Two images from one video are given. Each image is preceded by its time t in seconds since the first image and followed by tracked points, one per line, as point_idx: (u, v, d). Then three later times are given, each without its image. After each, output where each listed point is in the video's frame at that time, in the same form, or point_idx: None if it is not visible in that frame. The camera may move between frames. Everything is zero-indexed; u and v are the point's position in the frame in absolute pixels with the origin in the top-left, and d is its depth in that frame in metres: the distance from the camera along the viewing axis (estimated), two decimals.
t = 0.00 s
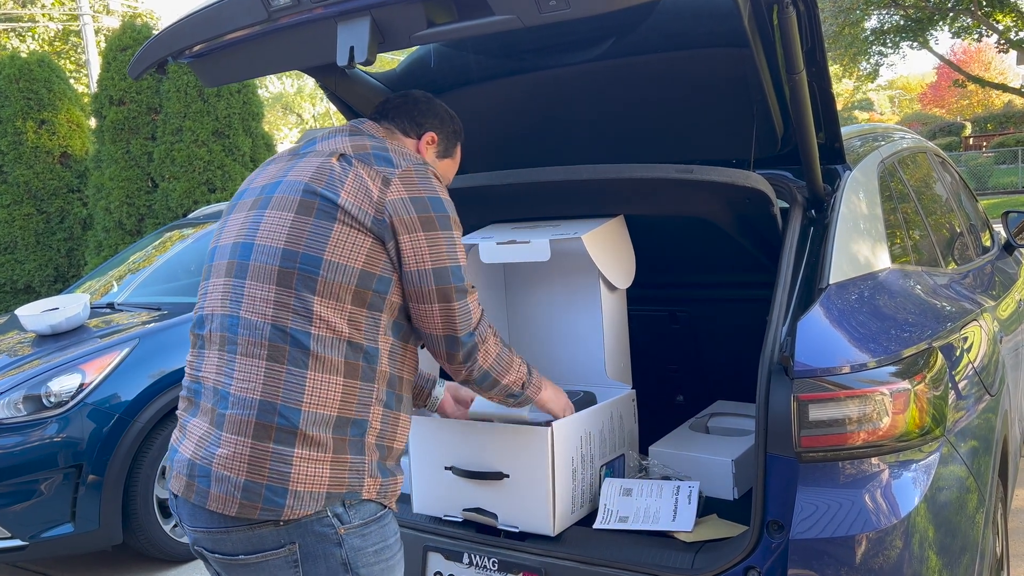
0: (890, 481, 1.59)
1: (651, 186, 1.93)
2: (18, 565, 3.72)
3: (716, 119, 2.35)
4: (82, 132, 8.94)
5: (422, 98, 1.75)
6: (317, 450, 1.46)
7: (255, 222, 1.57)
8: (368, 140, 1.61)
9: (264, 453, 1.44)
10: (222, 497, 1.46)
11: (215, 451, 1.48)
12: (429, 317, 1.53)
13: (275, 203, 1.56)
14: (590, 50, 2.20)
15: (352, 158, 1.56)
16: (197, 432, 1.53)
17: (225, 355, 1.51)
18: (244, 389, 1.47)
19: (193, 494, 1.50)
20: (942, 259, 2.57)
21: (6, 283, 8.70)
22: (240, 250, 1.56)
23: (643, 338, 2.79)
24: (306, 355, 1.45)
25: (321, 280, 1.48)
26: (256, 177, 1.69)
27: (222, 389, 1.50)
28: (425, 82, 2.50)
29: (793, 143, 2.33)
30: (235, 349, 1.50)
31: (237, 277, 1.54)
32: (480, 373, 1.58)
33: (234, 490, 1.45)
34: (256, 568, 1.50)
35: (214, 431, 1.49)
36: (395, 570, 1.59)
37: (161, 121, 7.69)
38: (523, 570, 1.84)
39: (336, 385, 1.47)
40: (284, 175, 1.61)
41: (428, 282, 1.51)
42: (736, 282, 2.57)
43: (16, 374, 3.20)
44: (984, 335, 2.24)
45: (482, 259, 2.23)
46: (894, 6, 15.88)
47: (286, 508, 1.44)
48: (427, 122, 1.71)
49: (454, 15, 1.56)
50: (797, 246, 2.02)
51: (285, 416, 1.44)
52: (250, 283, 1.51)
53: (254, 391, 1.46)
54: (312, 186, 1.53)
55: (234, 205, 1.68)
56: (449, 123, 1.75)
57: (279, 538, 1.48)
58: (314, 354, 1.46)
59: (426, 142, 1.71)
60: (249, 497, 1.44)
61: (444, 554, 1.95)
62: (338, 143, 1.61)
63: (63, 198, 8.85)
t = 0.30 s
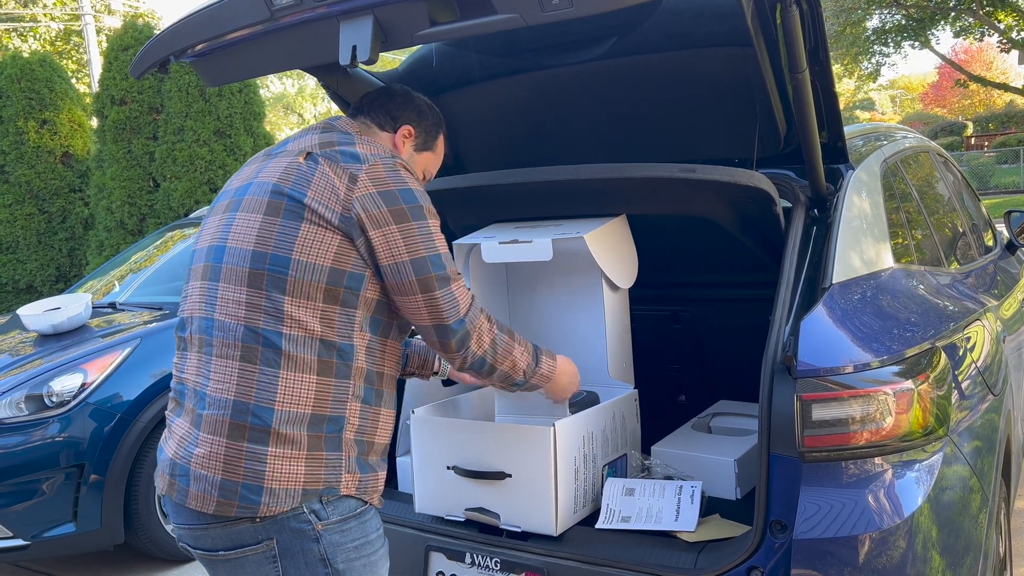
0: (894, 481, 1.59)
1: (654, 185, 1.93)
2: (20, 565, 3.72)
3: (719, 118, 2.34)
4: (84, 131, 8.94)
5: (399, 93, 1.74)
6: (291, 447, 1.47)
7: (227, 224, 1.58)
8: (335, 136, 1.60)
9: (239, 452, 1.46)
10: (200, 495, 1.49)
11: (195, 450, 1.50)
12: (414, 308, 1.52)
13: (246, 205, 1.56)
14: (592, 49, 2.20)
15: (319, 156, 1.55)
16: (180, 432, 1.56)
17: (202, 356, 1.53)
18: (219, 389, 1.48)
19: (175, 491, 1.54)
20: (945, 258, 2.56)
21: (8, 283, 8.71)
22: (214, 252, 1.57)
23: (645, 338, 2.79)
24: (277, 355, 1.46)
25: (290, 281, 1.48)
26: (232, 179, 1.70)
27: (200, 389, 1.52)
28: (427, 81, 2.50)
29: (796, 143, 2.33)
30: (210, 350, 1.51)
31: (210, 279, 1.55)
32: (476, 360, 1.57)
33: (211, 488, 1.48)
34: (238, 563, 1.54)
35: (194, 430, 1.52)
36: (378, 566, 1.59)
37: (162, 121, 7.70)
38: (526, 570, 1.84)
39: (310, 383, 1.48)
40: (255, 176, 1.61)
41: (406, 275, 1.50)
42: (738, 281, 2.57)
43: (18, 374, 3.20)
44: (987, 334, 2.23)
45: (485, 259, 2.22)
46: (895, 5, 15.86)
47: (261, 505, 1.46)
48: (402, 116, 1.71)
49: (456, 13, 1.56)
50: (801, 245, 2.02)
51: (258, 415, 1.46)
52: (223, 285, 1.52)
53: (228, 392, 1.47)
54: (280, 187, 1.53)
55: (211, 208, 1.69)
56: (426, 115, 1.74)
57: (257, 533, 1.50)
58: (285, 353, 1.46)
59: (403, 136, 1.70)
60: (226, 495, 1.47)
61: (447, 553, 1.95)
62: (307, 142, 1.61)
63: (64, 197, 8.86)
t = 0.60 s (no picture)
0: (897, 482, 1.59)
1: (657, 185, 1.93)
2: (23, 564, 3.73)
3: (722, 118, 2.34)
4: (86, 131, 8.95)
5: (379, 87, 1.63)
6: (253, 450, 1.48)
7: (191, 231, 1.58)
8: (292, 139, 1.55)
9: (203, 454, 1.49)
10: (171, 494, 1.53)
11: (167, 451, 1.54)
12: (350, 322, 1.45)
13: (206, 213, 1.56)
14: (596, 49, 2.20)
15: (270, 162, 1.50)
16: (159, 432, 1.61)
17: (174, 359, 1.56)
18: (185, 394, 1.51)
19: (153, 489, 1.59)
20: (948, 258, 2.56)
21: (10, 283, 8.72)
22: (181, 259, 1.58)
23: (647, 338, 2.79)
24: (236, 362, 1.48)
25: (241, 290, 1.47)
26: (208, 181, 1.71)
27: (172, 392, 1.56)
28: (430, 82, 2.50)
29: (799, 142, 2.33)
30: (179, 355, 1.54)
31: (178, 285, 1.57)
32: (419, 377, 1.48)
33: (179, 488, 1.51)
34: (210, 557, 1.56)
35: (167, 431, 1.56)
36: (353, 561, 1.60)
37: (165, 121, 7.70)
38: (529, 571, 1.84)
39: (269, 389, 1.48)
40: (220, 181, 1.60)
41: (343, 286, 1.43)
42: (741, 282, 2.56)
43: (21, 374, 3.21)
44: (991, 334, 2.23)
45: (488, 258, 2.22)
46: (897, 5, 15.85)
47: (226, 505, 1.50)
48: (376, 112, 1.59)
49: (460, 14, 1.56)
50: (804, 245, 2.02)
51: (219, 420, 1.48)
52: (186, 293, 1.54)
53: (193, 397, 1.50)
54: (234, 196, 1.51)
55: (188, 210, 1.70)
56: (404, 109, 1.60)
57: (226, 529, 1.53)
58: (244, 359, 1.47)
59: (377, 133, 1.59)
60: (193, 495, 1.50)
61: (449, 554, 1.95)
62: (269, 146, 1.57)
63: (66, 197, 8.87)
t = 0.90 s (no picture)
0: (900, 484, 1.59)
1: (659, 186, 1.93)
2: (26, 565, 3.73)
3: (724, 119, 2.35)
4: (89, 132, 8.97)
5: (361, 83, 1.61)
6: (197, 445, 1.59)
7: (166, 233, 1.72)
8: (248, 143, 1.61)
9: (157, 444, 1.63)
10: (135, 476, 1.69)
11: (136, 436, 1.70)
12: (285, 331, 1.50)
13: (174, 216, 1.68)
14: (598, 50, 2.20)
15: (219, 170, 1.58)
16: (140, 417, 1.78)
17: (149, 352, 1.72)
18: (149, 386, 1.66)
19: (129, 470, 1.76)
20: (950, 259, 2.56)
21: (13, 283, 8.74)
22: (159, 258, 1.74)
23: (650, 339, 2.79)
24: (185, 361, 1.60)
25: (187, 295, 1.59)
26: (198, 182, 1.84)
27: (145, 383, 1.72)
28: (432, 83, 2.50)
29: (801, 143, 2.33)
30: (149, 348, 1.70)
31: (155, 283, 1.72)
32: (358, 390, 1.52)
33: (141, 473, 1.66)
34: (168, 541, 1.69)
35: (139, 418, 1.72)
36: (301, 556, 1.68)
37: (167, 122, 7.70)
38: (531, 571, 1.84)
39: (213, 387, 1.58)
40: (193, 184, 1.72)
41: (275, 296, 1.47)
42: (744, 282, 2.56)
43: (24, 374, 3.22)
44: (994, 336, 2.23)
45: (491, 259, 2.22)
46: (900, 6, 15.84)
47: (173, 495, 1.61)
48: (351, 111, 1.59)
49: (462, 16, 1.57)
50: (807, 246, 2.02)
51: (168, 413, 1.61)
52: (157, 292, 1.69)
53: (152, 389, 1.64)
54: (189, 203, 1.62)
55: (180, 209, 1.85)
56: (379, 107, 1.59)
57: (177, 517, 1.64)
58: (191, 359, 1.59)
59: (350, 133, 1.59)
60: (149, 480, 1.64)
61: (451, 555, 1.95)
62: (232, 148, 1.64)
63: (69, 198, 8.89)
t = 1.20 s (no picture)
0: (904, 485, 1.58)
1: (663, 187, 1.93)
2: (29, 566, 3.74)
3: (727, 120, 2.35)
4: (92, 133, 8.98)
5: (355, 87, 1.59)
6: (185, 440, 1.60)
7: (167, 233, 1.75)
8: (243, 146, 1.61)
9: (148, 436, 1.65)
10: (128, 467, 1.71)
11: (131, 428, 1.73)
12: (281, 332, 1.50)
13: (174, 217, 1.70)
14: (601, 52, 2.20)
15: (213, 173, 1.58)
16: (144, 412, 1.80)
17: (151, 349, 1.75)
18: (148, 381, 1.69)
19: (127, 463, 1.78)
20: (953, 260, 2.56)
21: (16, 285, 8.76)
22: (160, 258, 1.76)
23: (653, 340, 2.79)
24: (179, 359, 1.62)
25: (182, 296, 1.60)
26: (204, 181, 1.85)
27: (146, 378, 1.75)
28: (435, 85, 2.50)
29: (804, 144, 2.33)
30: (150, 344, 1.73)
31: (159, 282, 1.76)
32: (358, 390, 1.52)
33: (132, 463, 1.69)
34: (151, 531, 1.70)
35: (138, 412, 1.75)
36: (281, 558, 1.68)
37: (170, 123, 7.72)
38: (535, 572, 1.84)
39: (203, 386, 1.60)
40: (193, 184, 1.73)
41: (269, 298, 1.48)
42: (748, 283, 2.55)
43: (28, 375, 3.23)
44: (997, 337, 2.23)
45: (494, 259, 2.22)
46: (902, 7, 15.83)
47: (159, 487, 1.62)
48: (343, 115, 1.57)
49: (466, 17, 1.57)
50: (810, 247, 2.02)
51: (159, 409, 1.63)
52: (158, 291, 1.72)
53: (149, 385, 1.67)
54: (185, 205, 1.63)
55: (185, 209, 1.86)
56: (370, 113, 1.56)
57: (162, 509, 1.66)
58: (184, 358, 1.61)
59: (343, 137, 1.58)
60: (138, 471, 1.66)
61: (454, 556, 1.94)
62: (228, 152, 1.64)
63: (72, 199, 8.90)
